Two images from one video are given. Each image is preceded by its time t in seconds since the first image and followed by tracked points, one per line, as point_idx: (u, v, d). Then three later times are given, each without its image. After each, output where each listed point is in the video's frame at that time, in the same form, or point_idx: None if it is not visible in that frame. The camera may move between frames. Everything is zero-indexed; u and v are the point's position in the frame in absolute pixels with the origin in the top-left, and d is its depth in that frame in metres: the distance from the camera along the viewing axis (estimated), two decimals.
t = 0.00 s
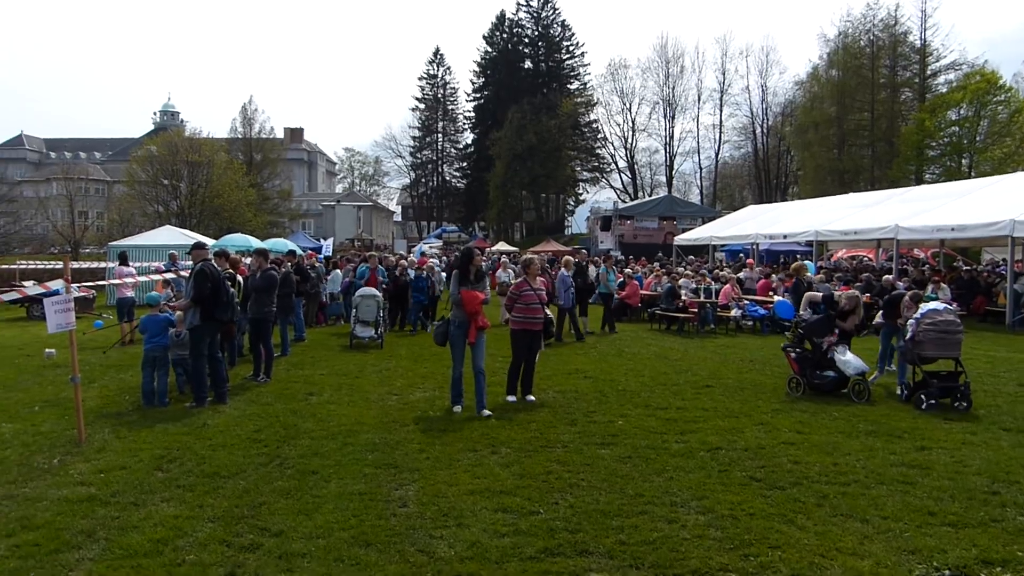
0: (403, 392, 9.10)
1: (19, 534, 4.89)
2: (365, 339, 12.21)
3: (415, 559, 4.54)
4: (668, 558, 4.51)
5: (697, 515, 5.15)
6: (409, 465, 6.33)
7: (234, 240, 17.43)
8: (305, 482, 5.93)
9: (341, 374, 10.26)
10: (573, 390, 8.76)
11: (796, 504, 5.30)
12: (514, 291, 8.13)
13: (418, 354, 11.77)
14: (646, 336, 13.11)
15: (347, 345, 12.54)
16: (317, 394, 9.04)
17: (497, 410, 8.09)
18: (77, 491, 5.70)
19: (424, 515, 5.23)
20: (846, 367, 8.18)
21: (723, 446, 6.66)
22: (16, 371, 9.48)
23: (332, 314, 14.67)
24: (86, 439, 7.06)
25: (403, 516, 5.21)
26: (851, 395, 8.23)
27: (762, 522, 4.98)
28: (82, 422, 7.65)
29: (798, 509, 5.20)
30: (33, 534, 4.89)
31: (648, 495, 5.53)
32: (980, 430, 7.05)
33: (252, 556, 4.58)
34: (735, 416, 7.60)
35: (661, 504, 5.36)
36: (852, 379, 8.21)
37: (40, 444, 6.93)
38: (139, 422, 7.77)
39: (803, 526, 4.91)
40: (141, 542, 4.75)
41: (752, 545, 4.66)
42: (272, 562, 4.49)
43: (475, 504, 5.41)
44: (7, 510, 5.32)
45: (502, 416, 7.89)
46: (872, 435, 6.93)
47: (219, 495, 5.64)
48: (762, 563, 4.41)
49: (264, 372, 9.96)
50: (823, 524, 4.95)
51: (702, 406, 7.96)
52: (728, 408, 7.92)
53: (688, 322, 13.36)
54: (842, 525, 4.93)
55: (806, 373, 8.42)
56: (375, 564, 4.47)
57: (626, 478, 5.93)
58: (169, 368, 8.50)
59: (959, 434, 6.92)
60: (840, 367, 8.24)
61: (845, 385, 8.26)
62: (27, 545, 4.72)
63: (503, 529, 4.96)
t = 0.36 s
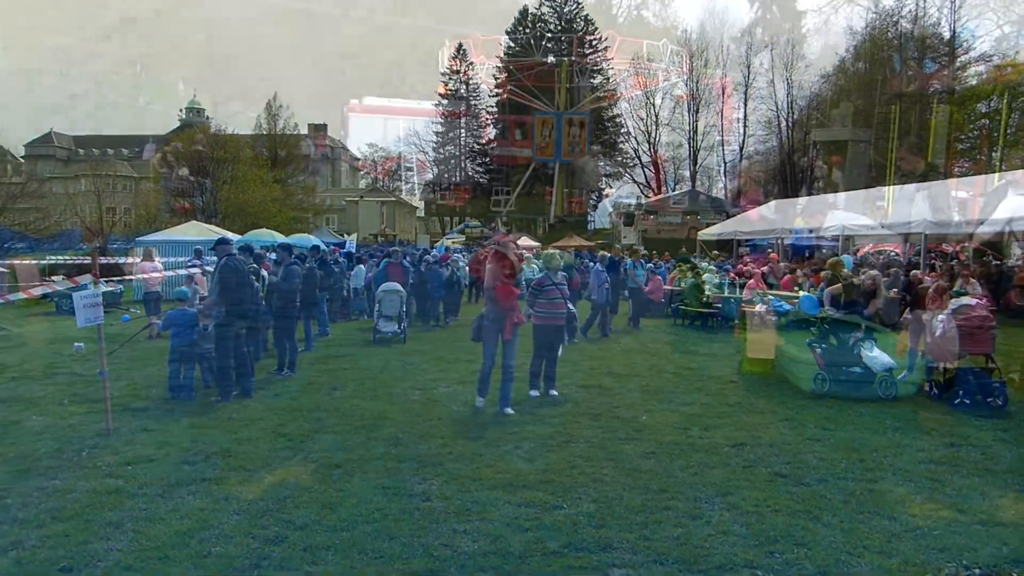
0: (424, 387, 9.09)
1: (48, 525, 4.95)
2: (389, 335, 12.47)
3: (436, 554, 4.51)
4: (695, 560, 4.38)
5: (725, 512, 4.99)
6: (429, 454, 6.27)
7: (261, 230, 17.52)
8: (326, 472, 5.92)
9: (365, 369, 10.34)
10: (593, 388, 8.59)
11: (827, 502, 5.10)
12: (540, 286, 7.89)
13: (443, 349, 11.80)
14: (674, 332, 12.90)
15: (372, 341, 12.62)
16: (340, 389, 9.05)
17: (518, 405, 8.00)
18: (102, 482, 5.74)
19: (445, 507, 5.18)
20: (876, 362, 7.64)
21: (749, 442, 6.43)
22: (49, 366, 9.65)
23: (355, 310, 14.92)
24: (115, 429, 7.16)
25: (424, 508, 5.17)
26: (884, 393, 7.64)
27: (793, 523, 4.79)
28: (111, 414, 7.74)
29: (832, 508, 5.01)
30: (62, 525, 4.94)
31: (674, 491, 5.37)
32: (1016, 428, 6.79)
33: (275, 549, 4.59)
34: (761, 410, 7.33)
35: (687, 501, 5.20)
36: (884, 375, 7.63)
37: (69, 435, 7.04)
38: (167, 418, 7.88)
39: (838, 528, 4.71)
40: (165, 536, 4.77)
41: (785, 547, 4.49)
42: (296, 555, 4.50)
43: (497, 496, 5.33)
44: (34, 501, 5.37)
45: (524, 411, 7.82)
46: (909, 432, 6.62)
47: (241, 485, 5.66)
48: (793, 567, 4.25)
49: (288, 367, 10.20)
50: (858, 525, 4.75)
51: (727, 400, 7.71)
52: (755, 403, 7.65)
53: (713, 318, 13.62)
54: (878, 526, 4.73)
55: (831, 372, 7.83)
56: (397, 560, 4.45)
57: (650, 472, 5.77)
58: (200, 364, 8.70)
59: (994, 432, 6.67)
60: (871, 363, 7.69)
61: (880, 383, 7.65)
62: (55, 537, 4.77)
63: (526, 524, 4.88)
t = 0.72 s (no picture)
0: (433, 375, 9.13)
1: (83, 517, 5.03)
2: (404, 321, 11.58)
3: (469, 548, 4.59)
4: (719, 553, 4.43)
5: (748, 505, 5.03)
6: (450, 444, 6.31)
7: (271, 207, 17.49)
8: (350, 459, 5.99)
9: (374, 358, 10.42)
10: (611, 366, 8.59)
11: (844, 501, 5.08)
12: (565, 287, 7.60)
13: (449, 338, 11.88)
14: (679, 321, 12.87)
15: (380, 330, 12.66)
16: (358, 358, 9.08)
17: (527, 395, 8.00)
18: (132, 473, 5.82)
19: (477, 499, 5.28)
20: (910, 358, 6.98)
21: (763, 435, 6.37)
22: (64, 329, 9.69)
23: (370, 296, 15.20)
24: (134, 415, 7.24)
25: (454, 501, 5.26)
26: (914, 390, 6.99)
27: (815, 514, 4.82)
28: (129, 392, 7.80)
29: (853, 502, 5.06)
30: (99, 515, 5.05)
31: (694, 485, 5.41)
32: None
33: (299, 543, 4.64)
34: (779, 397, 7.29)
35: (703, 499, 5.19)
36: (921, 371, 6.94)
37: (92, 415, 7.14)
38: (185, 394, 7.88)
39: (862, 523, 4.73)
40: (197, 528, 4.86)
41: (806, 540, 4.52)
42: (332, 548, 4.60)
43: (524, 490, 5.41)
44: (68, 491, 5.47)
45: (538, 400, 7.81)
46: (929, 422, 6.55)
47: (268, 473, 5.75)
48: (817, 566, 4.26)
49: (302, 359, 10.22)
50: (883, 522, 4.78)
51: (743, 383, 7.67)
52: (774, 385, 7.58)
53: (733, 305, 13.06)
54: (902, 520, 4.77)
55: (858, 371, 7.06)
56: (430, 554, 4.53)
57: (670, 465, 5.81)
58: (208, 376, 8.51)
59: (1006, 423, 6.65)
60: (903, 358, 7.02)
61: (912, 381, 6.97)
62: (90, 528, 4.86)
63: (545, 522, 4.90)
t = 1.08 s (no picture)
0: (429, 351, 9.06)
1: (56, 483, 4.83)
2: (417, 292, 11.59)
3: (456, 539, 4.34)
4: (722, 562, 4.19)
5: (754, 509, 4.79)
6: (446, 418, 6.05)
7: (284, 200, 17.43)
8: (340, 431, 5.76)
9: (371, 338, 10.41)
10: (617, 338, 8.33)
11: (843, 493, 5.05)
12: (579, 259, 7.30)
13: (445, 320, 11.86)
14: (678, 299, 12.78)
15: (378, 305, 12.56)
16: (356, 319, 8.84)
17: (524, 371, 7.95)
18: (111, 431, 5.61)
19: (466, 482, 5.02)
20: (929, 359, 6.59)
21: (762, 418, 6.28)
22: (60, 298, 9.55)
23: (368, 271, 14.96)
24: (118, 366, 7.04)
25: (444, 482, 5.01)
26: (933, 392, 6.63)
27: (825, 529, 4.58)
28: (118, 347, 7.60)
29: (866, 512, 4.81)
30: (72, 482, 4.85)
31: (698, 479, 5.16)
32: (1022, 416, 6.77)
33: (296, 510, 4.62)
34: (791, 388, 7.04)
35: (700, 480, 5.14)
36: (941, 373, 6.57)
37: (77, 368, 6.94)
38: (173, 346, 7.67)
39: (874, 539, 4.49)
40: (171, 501, 4.64)
41: (816, 558, 4.27)
42: (311, 532, 4.36)
43: (518, 473, 5.15)
44: (43, 451, 5.26)
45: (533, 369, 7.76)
46: (929, 415, 6.49)
47: (252, 441, 5.52)
48: (815, 561, 4.23)
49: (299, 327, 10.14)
50: (897, 536, 4.54)
51: (755, 371, 7.41)
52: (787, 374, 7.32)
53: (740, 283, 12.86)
54: (916, 538, 4.52)
55: (874, 373, 6.68)
56: (414, 544, 4.29)
57: (674, 451, 5.56)
58: (194, 327, 8.35)
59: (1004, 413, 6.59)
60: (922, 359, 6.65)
61: (931, 383, 6.61)
62: (61, 497, 4.66)
63: (540, 495, 4.88)
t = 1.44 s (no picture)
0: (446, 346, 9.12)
1: (72, 476, 4.87)
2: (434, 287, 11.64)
3: (471, 539, 4.28)
4: (734, 559, 4.18)
5: (774, 512, 4.70)
6: (462, 416, 6.01)
7: (302, 197, 17.49)
8: (355, 428, 5.73)
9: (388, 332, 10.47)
10: (634, 338, 8.26)
11: (856, 488, 5.04)
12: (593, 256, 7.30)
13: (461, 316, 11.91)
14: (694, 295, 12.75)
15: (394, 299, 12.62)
16: (372, 317, 8.83)
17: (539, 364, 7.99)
18: (126, 428, 5.62)
19: (482, 481, 4.96)
20: (948, 357, 6.49)
21: (777, 414, 6.27)
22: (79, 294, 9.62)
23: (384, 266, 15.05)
24: (134, 362, 7.09)
25: (460, 481, 4.96)
26: (954, 390, 6.53)
27: (848, 533, 4.49)
28: (135, 344, 7.64)
29: (890, 516, 4.71)
30: (87, 475, 4.88)
31: (717, 480, 5.08)
32: None
33: (311, 499, 4.68)
34: (812, 389, 6.94)
35: (713, 474, 5.15)
36: (960, 372, 6.48)
37: (95, 365, 6.98)
38: (190, 344, 7.71)
39: (898, 544, 4.39)
40: (184, 498, 4.62)
41: (838, 564, 4.18)
42: (325, 531, 4.33)
43: (535, 472, 5.09)
44: (59, 448, 5.27)
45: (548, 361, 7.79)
46: (946, 413, 6.45)
47: (267, 438, 5.51)
48: (826, 555, 4.24)
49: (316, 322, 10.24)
50: (922, 541, 4.44)
51: (775, 372, 7.31)
52: (807, 374, 7.26)
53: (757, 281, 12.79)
54: (942, 543, 4.41)
55: (892, 373, 6.59)
56: (428, 543, 4.24)
57: (693, 452, 5.48)
58: (211, 324, 8.41)
59: None
60: (941, 357, 6.55)
61: (950, 381, 6.52)
62: (75, 494, 4.65)
63: (553, 487, 4.91)
